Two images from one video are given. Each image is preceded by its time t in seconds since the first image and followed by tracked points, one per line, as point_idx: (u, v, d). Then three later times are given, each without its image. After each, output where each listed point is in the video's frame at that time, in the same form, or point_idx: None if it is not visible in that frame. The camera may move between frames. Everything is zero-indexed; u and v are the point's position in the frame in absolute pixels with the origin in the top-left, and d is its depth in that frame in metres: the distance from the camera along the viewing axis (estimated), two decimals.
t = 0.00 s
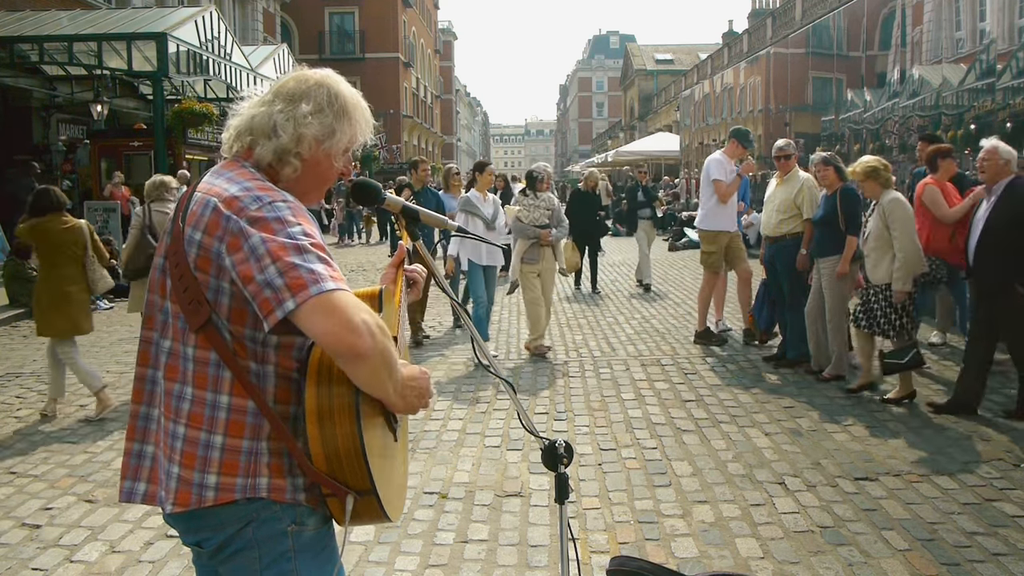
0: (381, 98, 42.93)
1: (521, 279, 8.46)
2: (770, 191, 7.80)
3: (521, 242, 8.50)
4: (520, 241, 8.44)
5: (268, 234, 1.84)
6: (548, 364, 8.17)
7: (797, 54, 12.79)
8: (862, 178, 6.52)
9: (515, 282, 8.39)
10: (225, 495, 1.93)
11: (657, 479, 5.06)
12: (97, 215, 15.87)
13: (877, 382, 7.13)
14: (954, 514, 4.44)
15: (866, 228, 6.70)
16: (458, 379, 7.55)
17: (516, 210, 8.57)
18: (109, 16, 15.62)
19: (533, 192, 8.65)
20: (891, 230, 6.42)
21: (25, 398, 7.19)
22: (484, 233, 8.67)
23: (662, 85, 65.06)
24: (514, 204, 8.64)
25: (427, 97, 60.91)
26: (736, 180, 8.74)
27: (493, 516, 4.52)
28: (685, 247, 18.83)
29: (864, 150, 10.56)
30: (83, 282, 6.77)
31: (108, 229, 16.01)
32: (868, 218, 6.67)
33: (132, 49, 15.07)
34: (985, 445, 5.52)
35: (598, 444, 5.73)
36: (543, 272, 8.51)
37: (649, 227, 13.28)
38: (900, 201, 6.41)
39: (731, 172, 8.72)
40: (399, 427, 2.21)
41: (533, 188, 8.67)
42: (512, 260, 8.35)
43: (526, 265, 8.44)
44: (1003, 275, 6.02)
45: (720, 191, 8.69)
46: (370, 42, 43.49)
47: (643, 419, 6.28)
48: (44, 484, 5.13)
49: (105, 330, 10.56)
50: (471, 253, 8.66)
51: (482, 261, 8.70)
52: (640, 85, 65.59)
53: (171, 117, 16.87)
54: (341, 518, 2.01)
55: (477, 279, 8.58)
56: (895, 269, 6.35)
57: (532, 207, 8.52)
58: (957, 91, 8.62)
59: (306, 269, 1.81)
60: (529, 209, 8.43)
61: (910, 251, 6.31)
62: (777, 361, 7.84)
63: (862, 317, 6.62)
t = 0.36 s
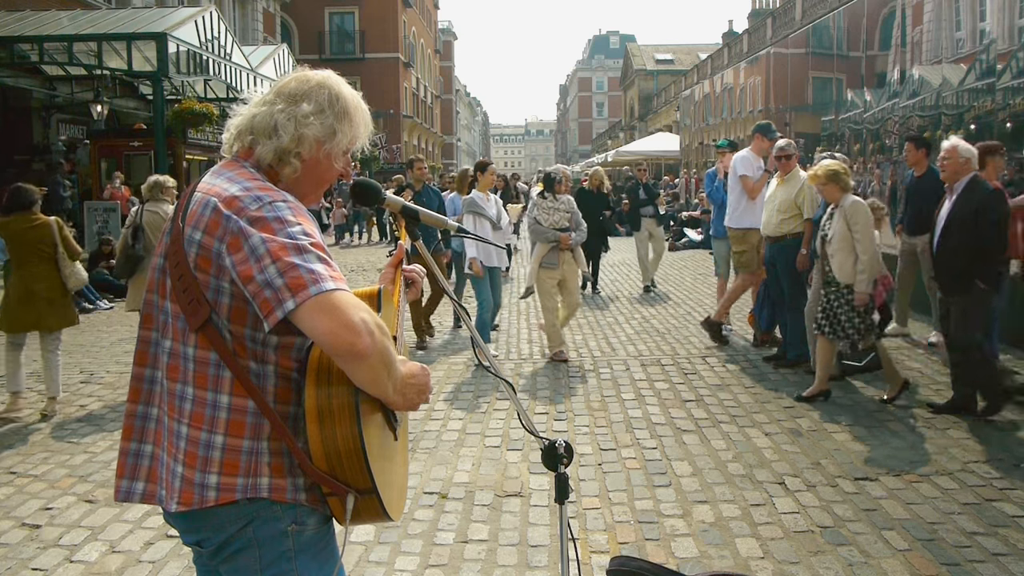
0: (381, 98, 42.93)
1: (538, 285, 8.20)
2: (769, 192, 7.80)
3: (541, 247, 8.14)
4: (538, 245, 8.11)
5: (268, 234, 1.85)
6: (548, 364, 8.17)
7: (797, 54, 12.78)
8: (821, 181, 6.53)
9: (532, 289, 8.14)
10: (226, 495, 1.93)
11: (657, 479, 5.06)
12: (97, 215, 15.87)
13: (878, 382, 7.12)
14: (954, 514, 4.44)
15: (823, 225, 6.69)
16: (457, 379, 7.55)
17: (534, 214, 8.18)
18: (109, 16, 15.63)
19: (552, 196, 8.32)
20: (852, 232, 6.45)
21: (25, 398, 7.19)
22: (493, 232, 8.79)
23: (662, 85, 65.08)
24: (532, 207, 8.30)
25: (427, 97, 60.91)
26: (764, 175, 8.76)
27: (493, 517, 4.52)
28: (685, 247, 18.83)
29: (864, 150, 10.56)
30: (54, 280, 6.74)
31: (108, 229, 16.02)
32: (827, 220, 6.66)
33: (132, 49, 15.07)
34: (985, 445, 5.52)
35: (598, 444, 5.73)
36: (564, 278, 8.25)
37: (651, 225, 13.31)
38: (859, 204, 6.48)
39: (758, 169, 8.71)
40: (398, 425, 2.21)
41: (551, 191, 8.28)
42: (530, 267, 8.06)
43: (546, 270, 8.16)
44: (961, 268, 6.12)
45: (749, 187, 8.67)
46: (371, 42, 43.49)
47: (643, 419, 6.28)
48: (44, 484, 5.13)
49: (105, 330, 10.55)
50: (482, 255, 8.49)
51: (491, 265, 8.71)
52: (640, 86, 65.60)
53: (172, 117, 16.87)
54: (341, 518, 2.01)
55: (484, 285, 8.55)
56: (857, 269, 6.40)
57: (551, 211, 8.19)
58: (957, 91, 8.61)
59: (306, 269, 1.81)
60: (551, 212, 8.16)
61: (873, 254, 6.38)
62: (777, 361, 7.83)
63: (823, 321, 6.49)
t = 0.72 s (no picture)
0: (381, 98, 42.92)
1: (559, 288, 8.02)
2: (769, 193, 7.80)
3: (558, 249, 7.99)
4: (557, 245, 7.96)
5: (264, 237, 1.84)
6: (548, 364, 8.18)
7: (797, 54, 12.78)
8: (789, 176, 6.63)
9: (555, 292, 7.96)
10: (226, 498, 1.93)
11: (657, 479, 5.06)
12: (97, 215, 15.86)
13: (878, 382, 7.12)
14: (954, 514, 4.44)
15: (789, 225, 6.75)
16: (457, 379, 7.55)
17: (552, 214, 8.07)
18: (109, 16, 15.63)
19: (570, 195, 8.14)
20: (818, 232, 6.54)
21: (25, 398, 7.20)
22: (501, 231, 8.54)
23: (662, 85, 65.11)
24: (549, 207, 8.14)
25: (427, 97, 60.92)
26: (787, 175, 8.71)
27: (493, 517, 4.52)
28: (685, 247, 18.83)
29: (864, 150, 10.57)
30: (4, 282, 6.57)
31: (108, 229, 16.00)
32: (794, 216, 6.73)
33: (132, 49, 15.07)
34: (986, 446, 5.52)
35: (598, 444, 5.73)
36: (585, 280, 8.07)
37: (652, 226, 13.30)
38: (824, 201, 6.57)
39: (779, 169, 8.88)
40: (399, 424, 2.21)
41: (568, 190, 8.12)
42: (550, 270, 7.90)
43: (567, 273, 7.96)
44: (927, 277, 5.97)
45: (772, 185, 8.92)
46: (371, 42, 43.49)
47: (643, 419, 6.28)
48: (44, 484, 5.13)
49: (105, 330, 10.56)
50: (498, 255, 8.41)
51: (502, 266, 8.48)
52: (640, 86, 65.62)
53: (172, 117, 16.87)
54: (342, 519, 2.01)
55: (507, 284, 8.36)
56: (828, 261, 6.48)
57: (569, 211, 8.02)
58: (957, 91, 8.61)
59: (302, 272, 1.80)
60: (570, 213, 7.98)
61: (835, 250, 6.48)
62: (778, 361, 7.83)
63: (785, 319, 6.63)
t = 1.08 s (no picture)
0: (381, 98, 42.92)
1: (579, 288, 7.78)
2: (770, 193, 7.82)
3: (580, 248, 7.73)
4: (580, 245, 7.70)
5: (261, 241, 1.84)
6: (548, 364, 8.17)
7: (798, 53, 12.78)
8: (750, 182, 6.65)
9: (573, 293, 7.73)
10: (225, 502, 1.93)
11: (657, 479, 5.06)
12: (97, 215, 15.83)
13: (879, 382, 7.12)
14: (954, 514, 4.44)
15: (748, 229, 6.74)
16: (457, 379, 7.55)
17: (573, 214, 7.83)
18: (109, 15, 15.63)
19: (591, 194, 7.90)
20: (774, 237, 6.50)
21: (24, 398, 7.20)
22: (516, 233, 8.39)
23: (662, 85, 65.14)
24: (571, 207, 7.92)
25: (427, 97, 60.93)
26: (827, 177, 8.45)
27: (493, 517, 4.52)
28: (685, 246, 18.83)
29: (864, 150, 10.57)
30: None
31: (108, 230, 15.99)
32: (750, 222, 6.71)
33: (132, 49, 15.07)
34: (986, 446, 5.52)
35: (598, 444, 5.73)
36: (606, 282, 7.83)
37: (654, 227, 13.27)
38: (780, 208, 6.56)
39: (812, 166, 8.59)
40: (399, 427, 2.20)
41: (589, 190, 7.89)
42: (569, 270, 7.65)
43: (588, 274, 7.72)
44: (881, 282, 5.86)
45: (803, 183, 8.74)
46: (371, 42, 43.50)
47: (643, 419, 6.28)
48: (44, 484, 5.13)
49: (105, 330, 10.56)
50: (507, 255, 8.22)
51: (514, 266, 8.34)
52: (640, 86, 65.65)
53: (172, 117, 16.86)
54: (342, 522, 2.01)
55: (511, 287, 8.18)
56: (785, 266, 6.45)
57: (591, 210, 7.78)
58: (957, 91, 8.61)
59: (299, 278, 1.80)
60: (592, 213, 7.73)
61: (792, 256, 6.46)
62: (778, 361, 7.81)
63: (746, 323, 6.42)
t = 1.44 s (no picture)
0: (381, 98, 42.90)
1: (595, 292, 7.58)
2: (771, 192, 7.76)
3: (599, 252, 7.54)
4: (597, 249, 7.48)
5: (267, 245, 1.83)
6: (548, 364, 8.18)
7: (798, 53, 12.78)
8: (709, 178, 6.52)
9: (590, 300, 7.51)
10: (229, 507, 1.93)
11: (657, 479, 5.06)
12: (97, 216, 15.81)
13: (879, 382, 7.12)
14: (954, 514, 4.44)
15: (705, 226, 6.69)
16: (457, 379, 7.55)
17: (591, 217, 7.60)
18: (109, 16, 15.63)
19: (610, 196, 7.65)
20: (729, 237, 6.43)
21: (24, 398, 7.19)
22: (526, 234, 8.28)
23: (662, 85, 65.15)
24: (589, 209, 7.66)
25: (427, 97, 60.92)
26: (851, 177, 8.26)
27: (493, 517, 4.52)
28: (684, 246, 18.82)
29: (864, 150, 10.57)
30: None
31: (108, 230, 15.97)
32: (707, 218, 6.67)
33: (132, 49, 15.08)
34: (985, 446, 5.52)
35: (598, 444, 5.73)
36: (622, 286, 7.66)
37: (656, 228, 13.25)
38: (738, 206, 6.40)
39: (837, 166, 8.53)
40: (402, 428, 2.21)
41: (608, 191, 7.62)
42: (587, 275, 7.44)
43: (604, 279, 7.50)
44: (832, 285, 5.72)
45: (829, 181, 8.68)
46: (371, 42, 43.48)
47: (643, 419, 6.29)
48: (44, 484, 5.13)
49: (105, 331, 10.57)
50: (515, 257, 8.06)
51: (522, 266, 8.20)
52: (640, 86, 65.68)
53: (172, 117, 16.86)
54: (350, 526, 2.02)
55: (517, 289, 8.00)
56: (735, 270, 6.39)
57: (610, 212, 7.56)
58: (957, 91, 8.61)
59: (306, 283, 1.79)
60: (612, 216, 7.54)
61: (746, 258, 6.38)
62: (778, 361, 7.80)
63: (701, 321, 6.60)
